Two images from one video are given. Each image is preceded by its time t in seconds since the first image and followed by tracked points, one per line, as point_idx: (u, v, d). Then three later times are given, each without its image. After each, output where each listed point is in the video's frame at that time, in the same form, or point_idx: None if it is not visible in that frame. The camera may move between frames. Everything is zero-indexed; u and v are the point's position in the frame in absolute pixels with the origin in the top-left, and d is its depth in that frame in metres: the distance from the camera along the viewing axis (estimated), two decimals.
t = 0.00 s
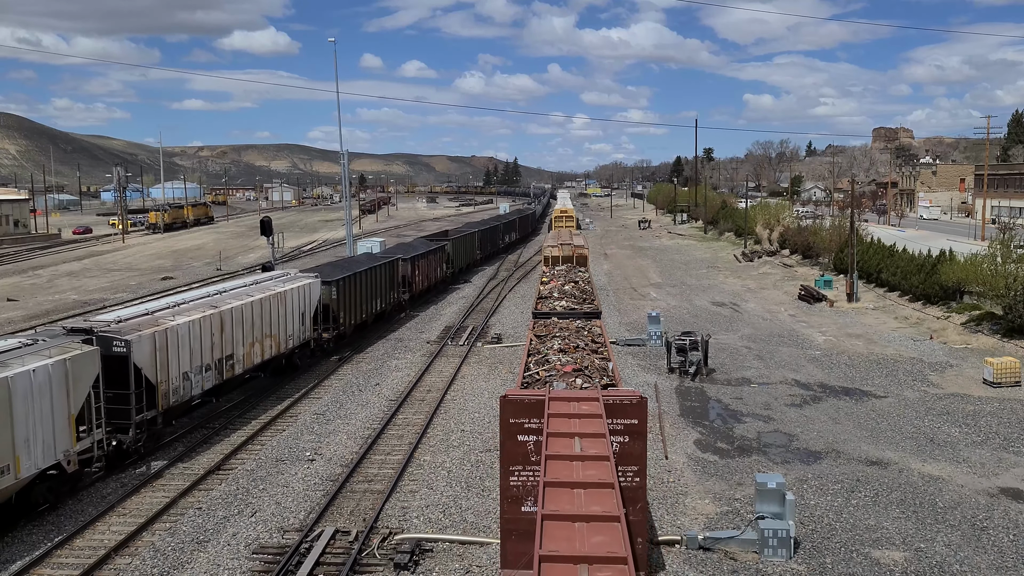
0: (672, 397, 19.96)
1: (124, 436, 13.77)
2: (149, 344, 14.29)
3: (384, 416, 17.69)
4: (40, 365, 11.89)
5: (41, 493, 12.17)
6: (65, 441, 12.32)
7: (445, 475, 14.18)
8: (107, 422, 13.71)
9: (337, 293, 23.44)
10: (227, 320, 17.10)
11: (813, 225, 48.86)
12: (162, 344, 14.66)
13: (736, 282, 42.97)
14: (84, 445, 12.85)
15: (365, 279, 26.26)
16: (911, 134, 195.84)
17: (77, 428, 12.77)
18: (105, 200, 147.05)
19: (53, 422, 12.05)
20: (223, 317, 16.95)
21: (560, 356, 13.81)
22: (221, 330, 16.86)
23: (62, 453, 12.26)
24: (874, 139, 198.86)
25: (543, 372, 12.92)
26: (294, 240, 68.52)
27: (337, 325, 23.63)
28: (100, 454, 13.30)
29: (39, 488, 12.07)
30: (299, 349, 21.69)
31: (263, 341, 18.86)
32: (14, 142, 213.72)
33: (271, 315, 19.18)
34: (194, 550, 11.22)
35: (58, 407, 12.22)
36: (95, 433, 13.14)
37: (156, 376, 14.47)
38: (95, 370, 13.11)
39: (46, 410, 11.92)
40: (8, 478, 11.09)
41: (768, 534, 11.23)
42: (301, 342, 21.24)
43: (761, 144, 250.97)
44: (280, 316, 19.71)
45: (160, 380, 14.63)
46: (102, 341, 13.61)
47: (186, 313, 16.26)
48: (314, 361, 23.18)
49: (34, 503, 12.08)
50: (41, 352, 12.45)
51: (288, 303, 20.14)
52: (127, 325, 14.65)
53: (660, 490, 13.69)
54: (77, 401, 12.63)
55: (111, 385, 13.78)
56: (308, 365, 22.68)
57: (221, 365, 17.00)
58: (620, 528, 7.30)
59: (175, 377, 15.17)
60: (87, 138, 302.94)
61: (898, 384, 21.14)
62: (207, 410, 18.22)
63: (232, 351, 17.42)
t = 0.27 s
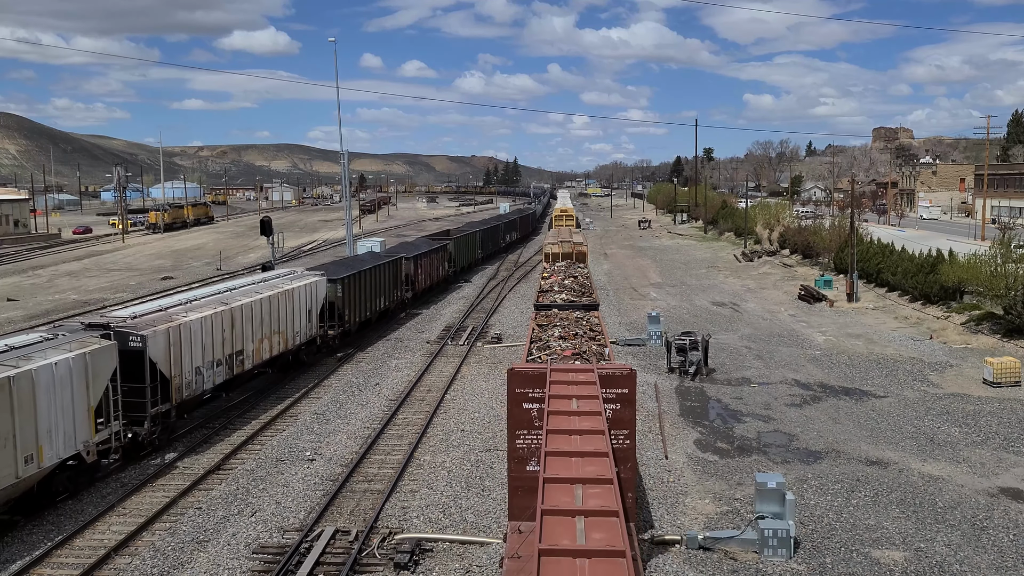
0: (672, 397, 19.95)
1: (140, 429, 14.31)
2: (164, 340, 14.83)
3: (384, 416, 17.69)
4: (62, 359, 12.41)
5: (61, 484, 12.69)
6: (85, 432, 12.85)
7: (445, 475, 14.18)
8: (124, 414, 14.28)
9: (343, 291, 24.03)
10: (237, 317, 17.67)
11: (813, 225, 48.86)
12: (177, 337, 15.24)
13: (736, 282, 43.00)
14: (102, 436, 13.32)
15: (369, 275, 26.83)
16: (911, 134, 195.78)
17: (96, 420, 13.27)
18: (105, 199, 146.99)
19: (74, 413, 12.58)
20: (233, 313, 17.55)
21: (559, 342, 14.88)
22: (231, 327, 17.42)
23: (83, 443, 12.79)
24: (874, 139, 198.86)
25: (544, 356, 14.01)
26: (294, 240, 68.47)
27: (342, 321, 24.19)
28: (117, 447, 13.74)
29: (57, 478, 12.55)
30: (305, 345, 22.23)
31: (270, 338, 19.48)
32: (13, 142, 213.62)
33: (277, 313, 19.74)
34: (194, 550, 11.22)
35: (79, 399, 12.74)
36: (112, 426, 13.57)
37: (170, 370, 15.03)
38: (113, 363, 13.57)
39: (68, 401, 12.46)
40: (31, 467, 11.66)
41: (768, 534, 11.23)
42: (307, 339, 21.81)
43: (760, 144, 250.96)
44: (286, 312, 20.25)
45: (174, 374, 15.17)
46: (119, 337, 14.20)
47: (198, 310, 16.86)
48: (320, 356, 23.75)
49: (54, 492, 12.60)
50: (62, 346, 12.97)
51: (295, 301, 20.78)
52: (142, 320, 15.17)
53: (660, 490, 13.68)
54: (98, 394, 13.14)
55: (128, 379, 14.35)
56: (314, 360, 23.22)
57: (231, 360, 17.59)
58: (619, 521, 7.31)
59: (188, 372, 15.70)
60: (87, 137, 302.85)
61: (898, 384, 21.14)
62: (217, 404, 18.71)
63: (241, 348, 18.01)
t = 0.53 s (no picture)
0: (672, 397, 19.95)
1: (154, 421, 14.66)
2: (178, 335, 15.16)
3: (384, 416, 17.69)
4: (83, 352, 12.78)
5: (79, 473, 13.08)
6: (103, 424, 13.20)
7: (445, 475, 14.17)
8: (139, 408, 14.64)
9: (347, 289, 24.51)
10: (247, 314, 18.02)
11: (813, 225, 48.88)
12: (190, 333, 15.55)
13: (736, 282, 43.02)
14: (120, 428, 13.70)
15: (374, 274, 27.29)
16: (911, 134, 195.74)
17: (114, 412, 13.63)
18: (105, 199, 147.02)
19: (94, 406, 12.95)
20: (244, 309, 17.90)
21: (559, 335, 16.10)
22: (241, 323, 17.78)
23: (101, 435, 13.15)
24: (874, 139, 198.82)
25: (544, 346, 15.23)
26: (293, 240, 68.47)
27: (347, 319, 24.65)
28: (130, 437, 14.06)
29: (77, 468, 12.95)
30: (312, 342, 22.65)
31: (279, 334, 19.82)
32: (13, 142, 213.67)
33: (285, 310, 20.09)
34: (194, 550, 11.22)
35: (99, 392, 13.10)
36: (127, 420, 13.90)
37: (183, 364, 15.36)
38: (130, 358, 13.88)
39: (88, 394, 12.83)
40: (52, 457, 12.04)
41: (768, 534, 11.23)
42: (314, 335, 22.17)
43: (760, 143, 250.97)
44: (294, 310, 20.60)
45: (187, 368, 15.52)
46: (135, 332, 14.58)
47: (209, 307, 17.24)
48: (326, 353, 24.18)
49: (73, 481, 13.00)
50: (82, 340, 13.34)
51: (303, 298, 21.13)
52: (156, 317, 15.55)
53: (660, 490, 13.68)
54: (116, 388, 13.49)
55: (143, 373, 14.72)
56: (320, 356, 23.71)
57: (241, 356, 17.95)
58: (619, 519, 7.39)
59: (200, 366, 16.03)
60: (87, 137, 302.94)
61: (898, 384, 21.14)
62: (226, 399, 19.06)
63: (251, 343, 18.38)
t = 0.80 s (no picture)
0: (672, 397, 19.97)
1: (167, 414, 15.17)
2: (190, 331, 15.60)
3: (384, 416, 17.71)
4: (101, 348, 13.28)
5: (98, 464, 13.53)
6: (121, 416, 13.71)
7: (445, 475, 14.19)
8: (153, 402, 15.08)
9: (353, 288, 24.92)
10: (256, 311, 18.42)
11: (813, 225, 48.93)
12: (201, 330, 15.94)
13: (736, 282, 43.04)
14: (135, 421, 14.17)
15: (379, 273, 27.70)
16: (911, 134, 195.76)
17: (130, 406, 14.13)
18: (105, 199, 147.18)
19: (112, 399, 13.45)
20: (253, 307, 18.31)
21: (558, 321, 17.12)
22: (251, 320, 18.19)
23: (118, 428, 13.65)
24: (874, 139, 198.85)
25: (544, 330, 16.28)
26: (294, 240, 68.54)
27: (353, 317, 25.06)
28: (143, 430, 14.47)
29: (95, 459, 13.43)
30: (318, 339, 23.08)
31: (287, 331, 20.23)
32: (14, 142, 213.89)
33: (293, 308, 20.49)
34: (194, 550, 11.24)
35: (116, 386, 13.60)
36: (140, 413, 14.35)
37: (195, 359, 15.76)
38: (145, 353, 14.37)
39: (106, 388, 13.33)
40: (73, 448, 12.54)
41: (768, 534, 11.24)
42: (321, 333, 22.58)
43: (760, 144, 251.05)
44: (301, 308, 21.00)
45: (199, 364, 15.94)
46: (149, 328, 15.05)
47: (219, 304, 17.67)
48: (332, 351, 24.60)
49: (91, 472, 13.45)
50: (100, 336, 13.85)
51: (310, 296, 21.57)
52: (169, 314, 15.99)
53: (660, 490, 13.69)
54: (132, 382, 13.99)
55: (158, 368, 15.18)
56: (326, 353, 24.18)
57: (251, 352, 18.36)
58: (619, 517, 7.36)
59: (211, 362, 16.44)
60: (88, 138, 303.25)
61: (898, 385, 21.15)
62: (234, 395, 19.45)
63: (260, 340, 18.80)
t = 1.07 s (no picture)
0: (672, 398, 20.00)
1: (180, 408, 15.49)
2: (203, 327, 15.98)
3: (384, 417, 17.71)
4: (119, 343, 13.59)
5: (116, 455, 13.97)
6: (137, 409, 14.03)
7: (445, 476, 14.19)
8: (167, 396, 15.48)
9: (357, 287, 25.40)
10: (265, 309, 18.80)
11: (813, 225, 48.99)
12: (213, 326, 16.28)
13: (736, 283, 43.08)
14: (151, 415, 14.50)
15: (382, 272, 28.17)
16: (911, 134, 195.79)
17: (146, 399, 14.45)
18: (106, 200, 147.41)
19: (129, 393, 13.78)
20: (262, 305, 18.69)
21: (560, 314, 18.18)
22: (259, 318, 18.55)
23: (134, 421, 13.98)
24: (874, 140, 198.89)
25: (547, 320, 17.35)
26: (294, 241, 68.61)
27: (357, 315, 25.53)
28: (156, 424, 14.78)
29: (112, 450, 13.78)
30: (324, 337, 23.53)
31: (294, 328, 20.66)
32: (14, 143, 214.10)
33: (299, 306, 20.86)
34: (195, 551, 11.24)
35: (133, 380, 13.91)
36: (155, 408, 14.67)
37: (207, 355, 16.14)
38: (160, 349, 14.70)
39: (124, 381, 13.65)
40: (91, 440, 12.87)
41: (768, 534, 11.24)
42: (326, 330, 23.00)
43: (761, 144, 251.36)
44: (307, 306, 21.38)
45: (211, 359, 16.30)
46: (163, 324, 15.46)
47: (230, 301, 18.05)
48: (336, 348, 25.06)
49: (109, 463, 13.83)
50: (117, 332, 14.18)
51: (316, 294, 21.98)
52: (181, 311, 16.34)
53: (660, 490, 13.70)
54: (148, 376, 14.32)
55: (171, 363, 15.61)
56: (331, 351, 24.65)
57: (260, 349, 18.75)
58: (618, 514, 7.36)
59: (222, 359, 16.77)
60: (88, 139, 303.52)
61: (898, 385, 21.16)
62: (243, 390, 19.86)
63: (268, 337, 19.19)
